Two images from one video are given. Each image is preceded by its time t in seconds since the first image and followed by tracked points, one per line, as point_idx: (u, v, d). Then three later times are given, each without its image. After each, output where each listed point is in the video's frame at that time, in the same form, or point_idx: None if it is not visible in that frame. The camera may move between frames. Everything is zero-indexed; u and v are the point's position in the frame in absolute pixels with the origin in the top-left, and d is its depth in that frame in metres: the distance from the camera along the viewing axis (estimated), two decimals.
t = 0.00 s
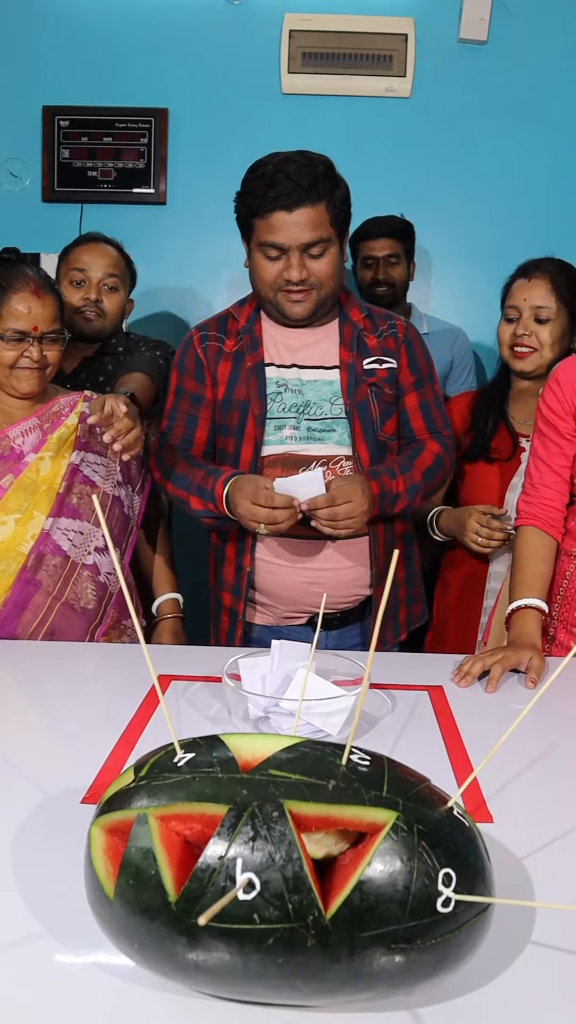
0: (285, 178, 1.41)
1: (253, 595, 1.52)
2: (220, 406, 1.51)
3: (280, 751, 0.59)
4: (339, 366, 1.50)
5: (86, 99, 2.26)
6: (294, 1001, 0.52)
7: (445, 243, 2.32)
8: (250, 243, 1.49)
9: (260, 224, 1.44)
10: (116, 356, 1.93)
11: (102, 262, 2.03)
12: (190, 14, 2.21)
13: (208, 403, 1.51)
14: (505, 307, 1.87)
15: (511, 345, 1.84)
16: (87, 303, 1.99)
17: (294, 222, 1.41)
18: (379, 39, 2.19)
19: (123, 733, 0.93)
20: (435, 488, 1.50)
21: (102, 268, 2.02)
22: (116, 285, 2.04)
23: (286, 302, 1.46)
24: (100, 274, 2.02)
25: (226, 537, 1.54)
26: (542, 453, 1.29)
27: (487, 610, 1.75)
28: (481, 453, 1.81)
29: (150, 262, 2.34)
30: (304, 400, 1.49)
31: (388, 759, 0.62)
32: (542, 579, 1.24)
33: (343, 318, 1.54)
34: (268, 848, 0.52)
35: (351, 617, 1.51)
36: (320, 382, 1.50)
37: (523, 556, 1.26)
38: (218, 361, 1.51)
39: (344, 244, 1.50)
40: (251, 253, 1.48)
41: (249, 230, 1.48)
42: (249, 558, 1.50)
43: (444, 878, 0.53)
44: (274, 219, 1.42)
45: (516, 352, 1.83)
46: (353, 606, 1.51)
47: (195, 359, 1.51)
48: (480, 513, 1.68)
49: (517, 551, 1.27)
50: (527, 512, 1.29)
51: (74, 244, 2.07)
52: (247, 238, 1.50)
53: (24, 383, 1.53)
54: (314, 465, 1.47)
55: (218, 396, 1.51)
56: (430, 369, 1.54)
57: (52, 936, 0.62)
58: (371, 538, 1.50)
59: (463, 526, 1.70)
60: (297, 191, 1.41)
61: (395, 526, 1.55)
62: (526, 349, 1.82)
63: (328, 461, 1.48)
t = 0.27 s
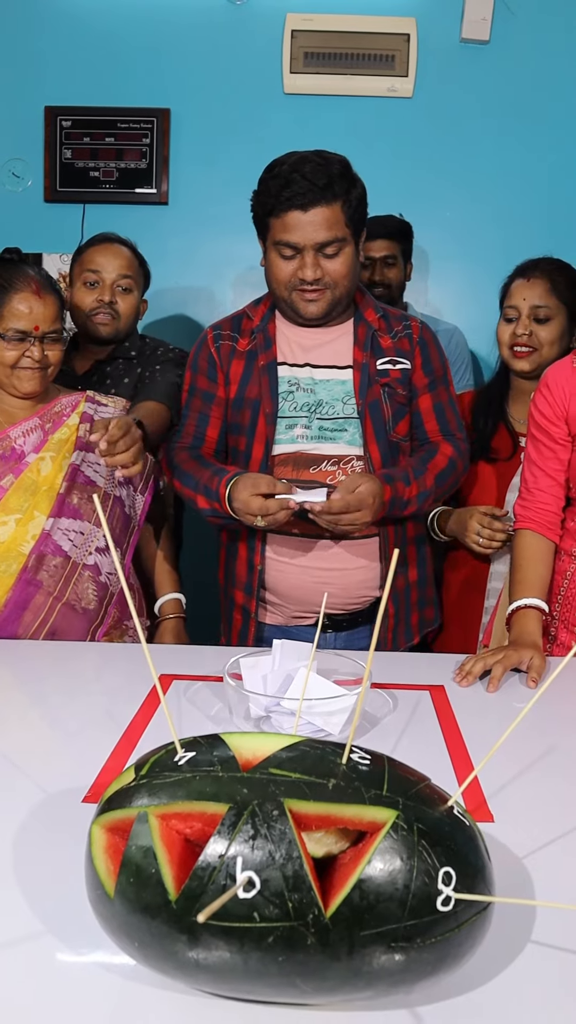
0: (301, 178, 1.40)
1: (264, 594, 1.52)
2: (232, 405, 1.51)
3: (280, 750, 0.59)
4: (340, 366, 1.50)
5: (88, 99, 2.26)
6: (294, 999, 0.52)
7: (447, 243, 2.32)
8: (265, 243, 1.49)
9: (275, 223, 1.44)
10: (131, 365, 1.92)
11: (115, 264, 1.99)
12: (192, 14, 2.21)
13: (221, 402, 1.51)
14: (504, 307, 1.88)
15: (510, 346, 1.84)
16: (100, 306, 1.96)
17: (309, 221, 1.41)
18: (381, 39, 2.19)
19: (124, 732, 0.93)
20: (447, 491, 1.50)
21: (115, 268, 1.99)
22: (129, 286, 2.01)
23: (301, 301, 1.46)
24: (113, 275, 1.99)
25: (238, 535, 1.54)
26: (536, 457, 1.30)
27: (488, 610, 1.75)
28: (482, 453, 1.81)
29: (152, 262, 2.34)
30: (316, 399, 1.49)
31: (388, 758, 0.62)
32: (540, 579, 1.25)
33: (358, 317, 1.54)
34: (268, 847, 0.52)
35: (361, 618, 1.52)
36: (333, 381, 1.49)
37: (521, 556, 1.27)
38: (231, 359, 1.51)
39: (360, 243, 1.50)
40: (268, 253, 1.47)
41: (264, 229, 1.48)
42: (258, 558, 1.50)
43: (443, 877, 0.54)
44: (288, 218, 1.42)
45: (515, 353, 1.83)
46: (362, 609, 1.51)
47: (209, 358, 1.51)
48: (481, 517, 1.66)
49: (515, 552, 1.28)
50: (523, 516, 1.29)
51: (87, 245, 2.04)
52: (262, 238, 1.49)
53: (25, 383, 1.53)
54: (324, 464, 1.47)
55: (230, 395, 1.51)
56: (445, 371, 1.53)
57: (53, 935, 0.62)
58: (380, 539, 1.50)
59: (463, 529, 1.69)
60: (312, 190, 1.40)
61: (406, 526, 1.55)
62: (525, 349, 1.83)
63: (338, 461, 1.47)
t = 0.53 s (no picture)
0: (315, 175, 1.40)
1: (273, 593, 1.53)
2: (244, 403, 1.52)
3: (283, 746, 0.60)
4: (343, 364, 1.50)
5: (92, 98, 2.26)
6: (297, 993, 0.53)
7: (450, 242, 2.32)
8: (279, 240, 1.48)
9: (289, 219, 1.43)
10: (144, 367, 1.92)
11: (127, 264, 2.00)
12: (195, 13, 2.21)
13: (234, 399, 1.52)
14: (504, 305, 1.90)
15: (509, 344, 1.85)
16: (112, 307, 1.96)
17: (322, 218, 1.40)
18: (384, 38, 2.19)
19: (127, 729, 0.93)
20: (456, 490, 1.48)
21: (127, 268, 1.99)
22: (141, 286, 2.01)
23: (313, 298, 1.46)
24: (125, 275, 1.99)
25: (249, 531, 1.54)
26: (533, 463, 1.31)
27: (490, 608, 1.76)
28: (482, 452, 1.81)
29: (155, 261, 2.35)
30: (328, 398, 1.49)
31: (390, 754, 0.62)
32: (542, 580, 1.25)
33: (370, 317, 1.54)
34: (271, 841, 0.53)
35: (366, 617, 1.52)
36: (344, 380, 1.50)
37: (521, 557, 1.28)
38: (243, 357, 1.52)
39: (373, 241, 1.49)
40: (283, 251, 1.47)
41: (278, 227, 1.48)
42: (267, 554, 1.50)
43: (446, 872, 0.54)
44: (302, 215, 1.41)
45: (515, 351, 1.85)
46: (370, 608, 1.51)
47: (221, 356, 1.53)
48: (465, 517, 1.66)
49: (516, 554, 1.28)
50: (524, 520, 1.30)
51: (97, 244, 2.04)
52: (277, 235, 1.49)
53: (29, 381, 1.53)
54: (334, 463, 1.47)
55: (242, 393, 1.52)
56: (455, 370, 1.53)
57: (57, 929, 0.63)
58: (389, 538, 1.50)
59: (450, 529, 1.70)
60: (327, 187, 1.40)
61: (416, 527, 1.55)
62: (525, 348, 1.84)
63: (348, 460, 1.48)
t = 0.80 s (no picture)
0: (317, 173, 1.41)
1: (275, 590, 1.53)
2: (249, 400, 1.51)
3: (281, 743, 0.60)
4: (344, 363, 1.51)
5: (92, 97, 2.26)
6: (296, 989, 0.53)
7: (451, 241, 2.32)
8: (282, 239, 1.48)
9: (292, 219, 1.44)
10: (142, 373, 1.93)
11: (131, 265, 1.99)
12: (195, 12, 2.21)
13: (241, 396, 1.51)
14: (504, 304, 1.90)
15: (509, 343, 1.86)
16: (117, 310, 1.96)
17: (325, 216, 1.41)
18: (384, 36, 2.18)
19: (127, 727, 0.93)
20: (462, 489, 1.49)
21: (131, 268, 1.98)
22: (145, 286, 2.00)
23: (316, 296, 1.45)
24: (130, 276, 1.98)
25: (252, 528, 1.55)
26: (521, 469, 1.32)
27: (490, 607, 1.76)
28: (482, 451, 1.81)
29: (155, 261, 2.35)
30: (332, 396, 1.49)
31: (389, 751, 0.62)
32: (538, 580, 1.27)
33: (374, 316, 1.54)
34: (269, 838, 0.53)
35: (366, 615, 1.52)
36: (348, 379, 1.50)
37: (517, 560, 1.29)
38: (250, 354, 1.51)
39: (375, 241, 1.50)
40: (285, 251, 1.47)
41: (281, 226, 1.48)
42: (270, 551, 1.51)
43: (444, 868, 0.54)
44: (305, 213, 1.41)
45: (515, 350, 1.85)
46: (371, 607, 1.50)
47: (228, 352, 1.52)
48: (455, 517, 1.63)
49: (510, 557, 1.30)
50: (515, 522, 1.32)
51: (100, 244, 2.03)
52: (279, 235, 1.49)
53: (36, 379, 1.54)
54: (338, 461, 1.47)
55: (248, 390, 1.51)
56: (459, 370, 1.54)
57: (57, 925, 0.63)
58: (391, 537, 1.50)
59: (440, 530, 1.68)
60: (329, 185, 1.40)
61: (419, 527, 1.57)
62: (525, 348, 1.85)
63: (351, 459, 1.48)
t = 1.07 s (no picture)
0: (333, 169, 1.41)
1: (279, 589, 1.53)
2: (256, 400, 1.51)
3: (281, 740, 0.60)
4: (345, 362, 1.51)
5: (92, 96, 2.26)
6: (297, 987, 0.53)
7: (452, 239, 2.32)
8: (294, 235, 1.48)
9: (305, 214, 1.43)
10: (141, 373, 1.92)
11: (137, 265, 2.00)
12: (195, 11, 2.20)
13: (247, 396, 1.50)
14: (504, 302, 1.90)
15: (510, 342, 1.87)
16: (120, 311, 1.97)
17: (340, 212, 1.41)
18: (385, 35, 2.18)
19: (128, 725, 0.93)
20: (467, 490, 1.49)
21: (136, 269, 2.00)
22: (150, 287, 2.02)
23: (329, 293, 1.45)
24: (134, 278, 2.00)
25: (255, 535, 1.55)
26: (515, 471, 1.32)
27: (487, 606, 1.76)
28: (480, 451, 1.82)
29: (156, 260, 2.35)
30: (341, 397, 1.49)
31: (388, 748, 0.62)
32: (534, 578, 1.27)
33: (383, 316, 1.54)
34: (269, 835, 0.53)
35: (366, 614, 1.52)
36: (357, 379, 1.50)
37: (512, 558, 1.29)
38: (258, 352, 1.50)
39: (389, 239, 1.50)
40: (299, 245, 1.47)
41: (294, 222, 1.48)
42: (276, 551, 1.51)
43: (444, 865, 0.54)
44: (319, 209, 1.41)
45: (515, 347, 1.87)
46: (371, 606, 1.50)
47: (236, 350, 1.51)
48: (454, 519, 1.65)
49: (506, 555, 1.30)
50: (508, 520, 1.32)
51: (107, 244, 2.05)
52: (292, 231, 1.49)
53: (42, 378, 1.54)
54: (346, 462, 1.48)
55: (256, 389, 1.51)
56: (466, 371, 1.55)
57: (57, 923, 0.63)
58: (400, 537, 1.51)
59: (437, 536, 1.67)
60: (345, 181, 1.40)
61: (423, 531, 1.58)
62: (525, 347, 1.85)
63: (361, 460, 1.48)
